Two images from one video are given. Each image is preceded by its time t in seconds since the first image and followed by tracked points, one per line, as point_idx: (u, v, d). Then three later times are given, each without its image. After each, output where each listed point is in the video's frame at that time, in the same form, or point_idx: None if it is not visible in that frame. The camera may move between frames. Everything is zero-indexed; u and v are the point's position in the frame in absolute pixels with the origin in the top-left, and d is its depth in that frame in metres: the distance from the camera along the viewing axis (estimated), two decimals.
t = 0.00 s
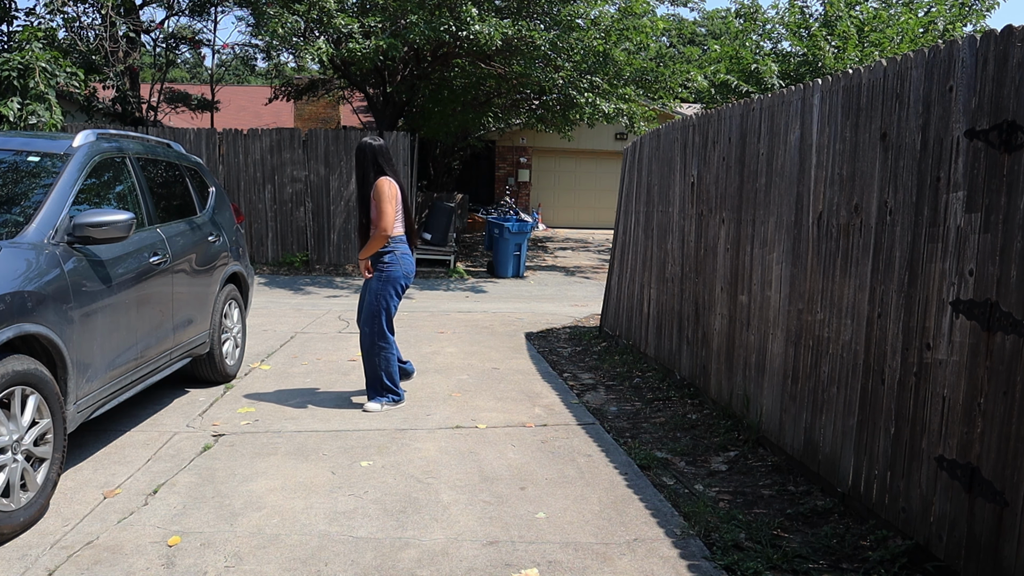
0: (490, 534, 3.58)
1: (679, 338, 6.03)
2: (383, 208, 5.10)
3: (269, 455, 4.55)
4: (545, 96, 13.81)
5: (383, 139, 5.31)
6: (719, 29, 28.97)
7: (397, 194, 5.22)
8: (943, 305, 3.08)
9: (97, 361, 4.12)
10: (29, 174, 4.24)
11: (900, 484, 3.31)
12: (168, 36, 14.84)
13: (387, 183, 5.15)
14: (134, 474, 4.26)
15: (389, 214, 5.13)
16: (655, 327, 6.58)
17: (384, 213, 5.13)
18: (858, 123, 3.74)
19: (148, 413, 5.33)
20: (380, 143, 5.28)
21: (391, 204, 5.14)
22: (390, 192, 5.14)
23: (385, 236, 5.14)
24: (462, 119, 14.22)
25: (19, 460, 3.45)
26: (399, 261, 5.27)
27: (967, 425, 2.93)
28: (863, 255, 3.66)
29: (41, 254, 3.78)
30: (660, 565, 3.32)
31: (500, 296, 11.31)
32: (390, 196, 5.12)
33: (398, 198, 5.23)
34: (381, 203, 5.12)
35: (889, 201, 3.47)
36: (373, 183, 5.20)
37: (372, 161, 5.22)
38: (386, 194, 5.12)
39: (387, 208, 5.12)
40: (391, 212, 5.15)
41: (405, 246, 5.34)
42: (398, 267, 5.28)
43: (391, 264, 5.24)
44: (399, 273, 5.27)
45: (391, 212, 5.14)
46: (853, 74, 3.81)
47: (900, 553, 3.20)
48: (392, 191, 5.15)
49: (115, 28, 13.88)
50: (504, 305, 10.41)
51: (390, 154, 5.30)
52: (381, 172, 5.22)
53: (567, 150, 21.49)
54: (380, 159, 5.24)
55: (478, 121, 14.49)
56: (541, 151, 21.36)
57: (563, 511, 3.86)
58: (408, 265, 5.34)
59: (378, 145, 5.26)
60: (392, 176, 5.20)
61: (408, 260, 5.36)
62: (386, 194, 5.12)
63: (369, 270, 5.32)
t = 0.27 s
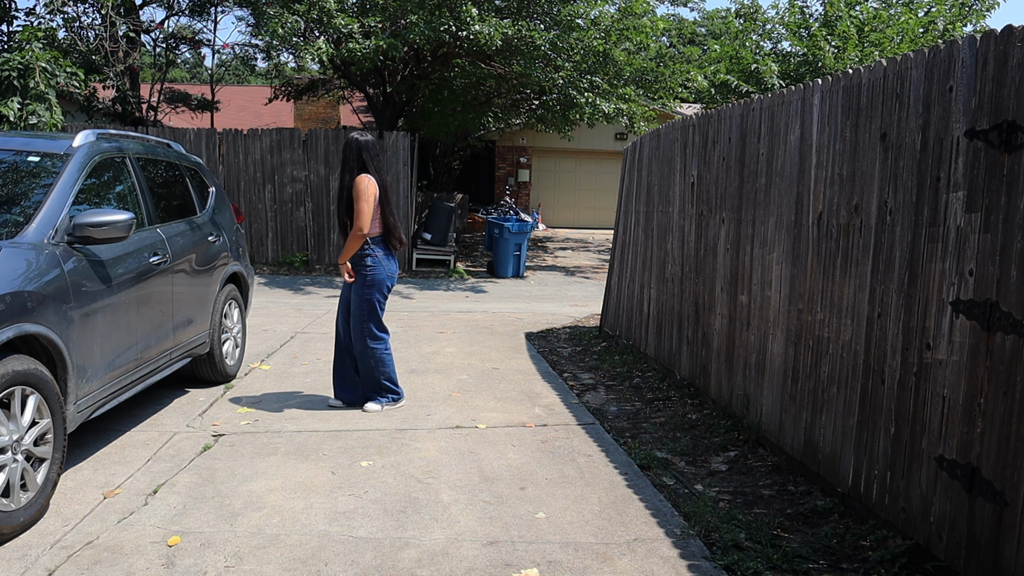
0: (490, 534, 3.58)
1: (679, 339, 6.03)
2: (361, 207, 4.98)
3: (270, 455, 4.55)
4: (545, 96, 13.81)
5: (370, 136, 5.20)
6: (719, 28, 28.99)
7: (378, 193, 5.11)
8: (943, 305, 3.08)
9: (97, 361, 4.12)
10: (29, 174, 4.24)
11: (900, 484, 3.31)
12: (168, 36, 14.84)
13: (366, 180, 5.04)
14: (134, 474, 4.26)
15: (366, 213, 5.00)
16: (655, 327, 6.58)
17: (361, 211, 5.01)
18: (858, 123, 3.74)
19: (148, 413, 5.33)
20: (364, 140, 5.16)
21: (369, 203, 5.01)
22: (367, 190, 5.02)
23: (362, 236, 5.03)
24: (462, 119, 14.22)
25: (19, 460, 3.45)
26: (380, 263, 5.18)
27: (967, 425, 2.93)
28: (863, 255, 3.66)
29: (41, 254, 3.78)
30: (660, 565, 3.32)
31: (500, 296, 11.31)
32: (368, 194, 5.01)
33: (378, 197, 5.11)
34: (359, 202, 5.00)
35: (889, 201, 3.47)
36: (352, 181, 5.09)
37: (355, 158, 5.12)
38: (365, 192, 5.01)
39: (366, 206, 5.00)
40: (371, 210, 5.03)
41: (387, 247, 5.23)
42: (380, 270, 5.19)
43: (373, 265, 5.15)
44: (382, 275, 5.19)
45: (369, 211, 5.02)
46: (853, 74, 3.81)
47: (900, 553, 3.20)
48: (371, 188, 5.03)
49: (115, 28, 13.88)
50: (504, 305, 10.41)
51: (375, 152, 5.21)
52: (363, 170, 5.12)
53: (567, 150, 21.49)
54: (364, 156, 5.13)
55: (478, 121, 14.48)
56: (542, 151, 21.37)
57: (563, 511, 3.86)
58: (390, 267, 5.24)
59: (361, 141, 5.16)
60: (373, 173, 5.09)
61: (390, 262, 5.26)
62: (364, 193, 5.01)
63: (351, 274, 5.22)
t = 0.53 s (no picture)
0: (490, 534, 3.58)
1: (679, 339, 6.03)
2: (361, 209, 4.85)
3: (269, 455, 4.55)
4: (545, 96, 13.81)
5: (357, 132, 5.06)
6: (719, 28, 29.02)
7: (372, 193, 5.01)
8: (942, 305, 3.08)
9: (97, 361, 4.12)
10: (29, 174, 4.24)
11: (900, 484, 3.31)
12: (168, 36, 14.84)
13: (361, 180, 4.92)
14: (134, 474, 4.26)
15: (367, 213, 4.90)
16: (655, 327, 6.58)
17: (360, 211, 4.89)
18: (858, 123, 3.74)
19: (148, 413, 5.33)
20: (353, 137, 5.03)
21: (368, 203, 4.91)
22: (364, 190, 4.91)
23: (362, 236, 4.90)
24: (462, 119, 14.23)
25: (19, 460, 3.45)
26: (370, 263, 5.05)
27: (967, 425, 2.93)
28: (863, 255, 3.66)
29: (41, 254, 3.78)
30: (660, 565, 3.32)
31: (500, 296, 11.32)
32: (366, 195, 4.90)
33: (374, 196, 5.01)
34: (358, 202, 4.86)
35: (889, 201, 3.47)
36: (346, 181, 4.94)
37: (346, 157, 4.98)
38: (363, 192, 4.89)
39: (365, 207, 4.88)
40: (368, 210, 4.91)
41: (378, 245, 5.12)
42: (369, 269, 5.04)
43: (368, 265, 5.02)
44: (372, 276, 5.04)
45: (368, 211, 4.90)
46: (853, 74, 3.81)
47: (900, 553, 3.20)
48: (368, 188, 4.93)
49: (115, 28, 13.88)
50: (504, 305, 10.41)
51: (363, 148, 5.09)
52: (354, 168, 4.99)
53: (567, 150, 21.49)
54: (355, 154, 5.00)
55: (478, 121, 14.48)
56: (541, 151, 21.37)
57: (563, 511, 3.86)
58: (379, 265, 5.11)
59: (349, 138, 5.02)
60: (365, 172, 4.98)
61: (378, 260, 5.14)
62: (362, 193, 4.89)
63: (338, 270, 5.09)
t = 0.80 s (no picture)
0: (490, 534, 3.58)
1: (679, 339, 6.03)
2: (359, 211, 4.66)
3: (269, 455, 4.55)
4: (545, 96, 13.81)
5: (349, 129, 4.86)
6: (719, 28, 29.08)
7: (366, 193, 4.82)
8: (942, 305, 3.08)
9: (97, 361, 4.12)
10: (29, 174, 4.24)
11: (900, 484, 3.31)
12: (168, 36, 14.84)
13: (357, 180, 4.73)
14: (134, 474, 4.26)
15: (364, 215, 4.70)
16: (655, 327, 6.58)
17: (356, 213, 4.68)
18: (858, 123, 3.74)
19: (148, 413, 5.34)
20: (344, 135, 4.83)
21: (364, 204, 4.71)
22: (360, 191, 4.73)
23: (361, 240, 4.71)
24: (462, 119, 14.23)
25: (19, 460, 3.46)
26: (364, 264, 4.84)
27: (967, 425, 2.93)
28: (863, 255, 3.66)
29: (41, 254, 3.78)
30: (660, 565, 3.32)
31: (500, 296, 11.31)
32: (363, 197, 4.71)
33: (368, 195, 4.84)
34: (354, 205, 4.67)
35: (889, 201, 3.47)
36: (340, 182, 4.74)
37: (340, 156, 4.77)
38: (359, 194, 4.70)
39: (363, 209, 4.69)
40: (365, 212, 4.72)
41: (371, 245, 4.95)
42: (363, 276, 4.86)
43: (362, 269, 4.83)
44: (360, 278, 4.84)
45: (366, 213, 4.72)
46: (853, 74, 3.81)
47: (900, 553, 3.20)
48: (363, 189, 4.75)
49: (115, 28, 13.88)
50: (504, 305, 10.41)
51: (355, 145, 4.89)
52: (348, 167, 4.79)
53: (567, 150, 21.49)
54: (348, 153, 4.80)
55: (478, 121, 14.48)
56: (541, 151, 21.37)
57: (563, 511, 3.86)
58: (373, 269, 4.92)
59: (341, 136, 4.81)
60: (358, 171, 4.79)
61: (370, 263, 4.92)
62: (359, 195, 4.70)
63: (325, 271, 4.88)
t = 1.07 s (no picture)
0: (490, 534, 3.58)
1: (679, 338, 6.03)
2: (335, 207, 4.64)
3: (269, 455, 4.55)
4: (545, 96, 13.81)
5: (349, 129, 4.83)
6: (719, 28, 29.11)
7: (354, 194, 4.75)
8: (943, 305, 3.08)
9: (97, 362, 4.12)
10: (29, 174, 4.24)
11: (900, 484, 3.31)
12: (168, 36, 14.85)
13: (343, 177, 4.71)
14: (134, 474, 4.26)
15: (341, 213, 4.66)
16: (655, 327, 6.58)
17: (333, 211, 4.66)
18: (858, 123, 3.74)
19: (148, 413, 5.34)
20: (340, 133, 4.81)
21: (343, 202, 4.67)
22: (343, 189, 4.69)
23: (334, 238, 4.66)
24: (462, 119, 14.22)
25: (19, 460, 3.45)
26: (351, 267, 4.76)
27: (967, 425, 2.93)
28: (863, 255, 3.66)
29: (40, 254, 3.78)
30: (660, 565, 3.32)
31: (500, 296, 11.31)
32: (343, 193, 4.66)
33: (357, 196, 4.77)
34: (334, 199, 4.66)
35: (889, 201, 3.47)
36: (328, 177, 4.76)
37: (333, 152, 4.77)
38: (341, 190, 4.67)
39: (341, 205, 4.66)
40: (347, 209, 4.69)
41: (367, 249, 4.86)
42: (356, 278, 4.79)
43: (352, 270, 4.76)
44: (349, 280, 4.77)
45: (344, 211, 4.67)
46: (853, 74, 3.81)
47: (900, 553, 3.20)
48: (348, 187, 4.70)
49: (115, 28, 13.88)
50: (504, 305, 10.40)
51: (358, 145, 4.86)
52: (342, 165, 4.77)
53: (567, 150, 21.49)
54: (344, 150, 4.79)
55: (478, 121, 14.48)
56: (541, 151, 21.37)
57: (563, 511, 3.86)
58: (369, 273, 4.84)
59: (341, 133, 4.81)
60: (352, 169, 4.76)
61: (364, 267, 4.82)
62: (340, 191, 4.67)
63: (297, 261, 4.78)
